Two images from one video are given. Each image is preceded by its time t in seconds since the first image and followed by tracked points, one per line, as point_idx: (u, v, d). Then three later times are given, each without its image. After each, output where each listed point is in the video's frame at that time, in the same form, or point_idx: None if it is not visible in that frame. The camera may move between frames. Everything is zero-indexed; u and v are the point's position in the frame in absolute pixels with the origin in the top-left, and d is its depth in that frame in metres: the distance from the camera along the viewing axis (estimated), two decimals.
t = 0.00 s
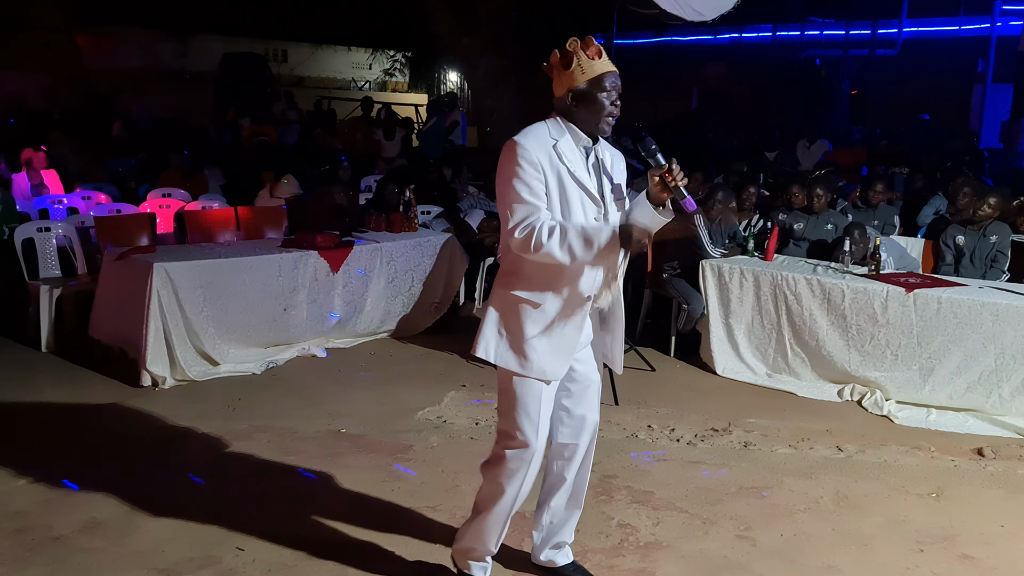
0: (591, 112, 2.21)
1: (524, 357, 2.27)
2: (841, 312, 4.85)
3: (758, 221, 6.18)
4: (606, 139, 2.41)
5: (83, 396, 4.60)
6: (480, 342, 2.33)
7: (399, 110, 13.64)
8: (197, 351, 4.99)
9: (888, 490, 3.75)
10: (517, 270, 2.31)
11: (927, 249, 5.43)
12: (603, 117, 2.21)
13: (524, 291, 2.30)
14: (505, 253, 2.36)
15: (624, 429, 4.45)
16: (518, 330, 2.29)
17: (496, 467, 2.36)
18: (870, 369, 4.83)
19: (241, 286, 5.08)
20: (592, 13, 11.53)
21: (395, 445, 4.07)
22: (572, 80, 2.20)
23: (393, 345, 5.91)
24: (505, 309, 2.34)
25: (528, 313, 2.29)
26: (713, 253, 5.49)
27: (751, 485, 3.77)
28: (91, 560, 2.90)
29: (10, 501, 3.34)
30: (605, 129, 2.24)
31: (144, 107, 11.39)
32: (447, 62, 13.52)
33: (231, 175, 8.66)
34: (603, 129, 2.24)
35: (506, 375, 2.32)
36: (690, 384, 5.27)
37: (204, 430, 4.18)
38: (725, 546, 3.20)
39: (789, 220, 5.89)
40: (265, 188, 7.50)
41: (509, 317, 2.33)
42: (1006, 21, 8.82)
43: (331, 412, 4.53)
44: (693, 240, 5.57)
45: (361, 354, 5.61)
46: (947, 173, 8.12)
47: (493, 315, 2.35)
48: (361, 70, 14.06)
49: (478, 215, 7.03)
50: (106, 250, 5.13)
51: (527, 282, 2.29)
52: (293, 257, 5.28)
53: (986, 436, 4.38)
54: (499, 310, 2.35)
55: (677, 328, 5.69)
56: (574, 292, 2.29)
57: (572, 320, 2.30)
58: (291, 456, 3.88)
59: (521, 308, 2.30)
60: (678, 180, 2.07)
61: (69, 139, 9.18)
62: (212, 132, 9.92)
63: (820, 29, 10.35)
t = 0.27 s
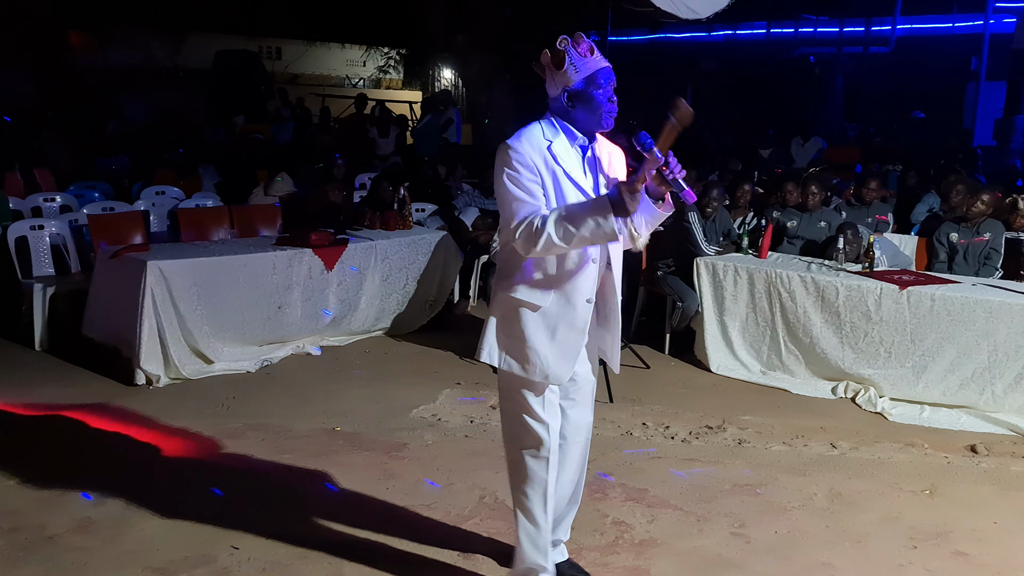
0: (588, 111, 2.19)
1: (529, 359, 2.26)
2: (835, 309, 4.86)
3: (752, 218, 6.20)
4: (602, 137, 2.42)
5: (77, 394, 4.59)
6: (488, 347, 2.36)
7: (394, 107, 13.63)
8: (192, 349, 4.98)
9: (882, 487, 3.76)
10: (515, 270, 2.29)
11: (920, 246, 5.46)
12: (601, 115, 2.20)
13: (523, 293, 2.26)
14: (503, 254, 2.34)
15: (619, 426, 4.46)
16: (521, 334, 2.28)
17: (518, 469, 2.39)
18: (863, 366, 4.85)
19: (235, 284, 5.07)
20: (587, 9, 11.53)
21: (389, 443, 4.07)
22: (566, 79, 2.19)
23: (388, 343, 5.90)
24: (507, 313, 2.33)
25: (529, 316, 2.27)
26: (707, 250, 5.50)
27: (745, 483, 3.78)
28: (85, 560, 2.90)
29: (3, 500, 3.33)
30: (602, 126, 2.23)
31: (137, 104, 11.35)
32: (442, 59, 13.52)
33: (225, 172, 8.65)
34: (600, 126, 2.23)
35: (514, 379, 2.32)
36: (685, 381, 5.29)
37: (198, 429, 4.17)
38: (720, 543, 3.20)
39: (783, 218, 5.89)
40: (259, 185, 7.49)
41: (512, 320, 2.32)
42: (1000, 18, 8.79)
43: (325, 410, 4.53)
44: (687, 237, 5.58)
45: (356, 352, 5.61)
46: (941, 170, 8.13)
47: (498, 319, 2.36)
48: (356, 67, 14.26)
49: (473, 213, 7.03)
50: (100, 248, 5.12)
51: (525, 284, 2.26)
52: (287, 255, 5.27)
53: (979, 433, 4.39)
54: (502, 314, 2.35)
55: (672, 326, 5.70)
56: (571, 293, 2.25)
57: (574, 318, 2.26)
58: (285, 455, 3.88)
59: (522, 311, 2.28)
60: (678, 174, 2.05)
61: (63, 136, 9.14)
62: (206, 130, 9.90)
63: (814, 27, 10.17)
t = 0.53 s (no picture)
0: (579, 112, 2.20)
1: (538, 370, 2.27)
2: (829, 307, 4.87)
3: (747, 216, 6.21)
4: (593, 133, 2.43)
5: (70, 394, 4.57)
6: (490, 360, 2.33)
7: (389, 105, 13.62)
8: (186, 348, 4.97)
9: (877, 485, 3.77)
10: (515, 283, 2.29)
11: (914, 244, 5.46)
12: (593, 115, 2.21)
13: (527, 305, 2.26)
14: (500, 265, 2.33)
15: (614, 425, 4.46)
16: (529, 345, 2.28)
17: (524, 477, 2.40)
18: (857, 364, 4.86)
19: (229, 283, 5.06)
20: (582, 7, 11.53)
21: (384, 442, 4.07)
22: (556, 79, 2.18)
23: (383, 342, 5.90)
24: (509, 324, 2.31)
25: (534, 326, 2.28)
26: (702, 248, 5.50)
27: (740, 481, 3.78)
28: (79, 560, 2.89)
29: None
30: (593, 126, 2.23)
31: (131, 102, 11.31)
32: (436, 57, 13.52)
33: (220, 170, 8.63)
34: (591, 127, 2.23)
35: (520, 389, 2.33)
36: (680, 379, 5.29)
37: (191, 428, 4.16)
38: (714, 541, 3.21)
39: (778, 215, 5.92)
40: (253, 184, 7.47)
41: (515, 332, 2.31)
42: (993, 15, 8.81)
43: (320, 409, 4.52)
44: (682, 235, 5.59)
45: (351, 351, 5.60)
46: (934, 168, 8.15)
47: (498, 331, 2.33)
48: (351, 65, 14.34)
49: (467, 211, 7.02)
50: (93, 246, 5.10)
51: (527, 296, 2.25)
52: (281, 254, 5.26)
53: (973, 430, 4.40)
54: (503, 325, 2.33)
55: (666, 323, 5.70)
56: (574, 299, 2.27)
57: (577, 326, 2.31)
58: (280, 454, 3.87)
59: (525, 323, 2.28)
60: (672, 169, 2.24)
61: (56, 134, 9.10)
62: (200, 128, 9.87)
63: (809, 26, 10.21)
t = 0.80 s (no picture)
0: (584, 118, 2.15)
1: (534, 386, 2.18)
2: (824, 305, 4.87)
3: (743, 215, 6.21)
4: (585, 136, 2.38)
5: (65, 395, 4.57)
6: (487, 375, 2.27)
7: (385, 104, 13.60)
8: (181, 349, 4.96)
9: (873, 483, 3.77)
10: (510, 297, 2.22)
11: (909, 242, 5.47)
12: (596, 120, 2.18)
13: (522, 318, 2.19)
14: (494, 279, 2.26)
15: (610, 424, 4.46)
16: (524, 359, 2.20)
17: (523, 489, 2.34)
18: (853, 362, 4.86)
19: (224, 284, 5.04)
20: (577, 6, 11.51)
21: (380, 442, 4.06)
22: (561, 84, 2.10)
23: (379, 342, 5.89)
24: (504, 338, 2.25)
25: (530, 340, 2.20)
26: (698, 247, 5.51)
27: (736, 480, 3.78)
28: (74, 561, 2.88)
29: None
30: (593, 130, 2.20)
31: (126, 102, 11.30)
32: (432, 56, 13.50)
33: (215, 171, 8.62)
34: (591, 131, 2.19)
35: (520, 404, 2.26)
36: (676, 378, 5.29)
37: (186, 430, 4.15)
38: (710, 540, 3.21)
39: (773, 214, 5.91)
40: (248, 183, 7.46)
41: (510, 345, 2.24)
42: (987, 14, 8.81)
43: (315, 409, 4.52)
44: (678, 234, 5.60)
45: (347, 351, 5.60)
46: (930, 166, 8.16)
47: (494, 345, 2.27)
48: (346, 64, 14.31)
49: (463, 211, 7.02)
50: (88, 247, 5.09)
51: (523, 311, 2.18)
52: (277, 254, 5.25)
53: (968, 427, 4.41)
54: (498, 338, 2.26)
55: (662, 322, 5.70)
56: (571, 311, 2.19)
57: (577, 340, 2.22)
58: (275, 455, 3.87)
59: (521, 337, 2.21)
60: (670, 169, 2.27)
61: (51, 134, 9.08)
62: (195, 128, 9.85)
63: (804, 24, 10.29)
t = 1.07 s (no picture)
0: (594, 117, 2.17)
1: (545, 387, 2.17)
2: (821, 304, 4.87)
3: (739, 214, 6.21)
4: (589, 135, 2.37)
5: (62, 397, 4.57)
6: (491, 380, 2.22)
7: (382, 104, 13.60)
8: (178, 350, 4.96)
9: (870, 481, 3.78)
10: (516, 299, 2.19)
11: (906, 241, 5.46)
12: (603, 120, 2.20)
13: (532, 320, 2.17)
14: (499, 281, 2.22)
15: (608, 424, 4.45)
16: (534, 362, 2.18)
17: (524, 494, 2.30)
18: (850, 360, 4.86)
19: (221, 285, 5.04)
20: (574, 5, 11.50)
21: (377, 442, 4.06)
22: (572, 83, 2.11)
23: (377, 342, 5.89)
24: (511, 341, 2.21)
25: (541, 343, 2.17)
26: (694, 245, 5.51)
27: (733, 478, 3.78)
28: (71, 562, 2.89)
29: None
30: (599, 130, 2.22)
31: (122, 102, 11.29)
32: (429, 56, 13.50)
33: (212, 172, 8.61)
34: (598, 131, 2.22)
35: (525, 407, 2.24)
36: (673, 377, 5.30)
37: (183, 431, 4.15)
38: (708, 539, 3.21)
39: (770, 212, 5.91)
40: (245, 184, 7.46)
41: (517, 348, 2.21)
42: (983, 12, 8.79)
43: (312, 409, 4.51)
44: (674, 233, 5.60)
45: (344, 351, 5.60)
46: (927, 164, 8.15)
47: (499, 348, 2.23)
48: (342, 65, 14.41)
49: (460, 211, 7.04)
50: (84, 248, 5.08)
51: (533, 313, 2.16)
52: (273, 255, 5.25)
53: (964, 425, 4.42)
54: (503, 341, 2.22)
55: (659, 321, 5.70)
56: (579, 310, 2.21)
57: (584, 339, 2.23)
58: (272, 455, 3.87)
59: (532, 340, 2.18)
60: (671, 167, 2.36)
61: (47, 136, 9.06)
62: (192, 129, 9.85)
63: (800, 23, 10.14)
